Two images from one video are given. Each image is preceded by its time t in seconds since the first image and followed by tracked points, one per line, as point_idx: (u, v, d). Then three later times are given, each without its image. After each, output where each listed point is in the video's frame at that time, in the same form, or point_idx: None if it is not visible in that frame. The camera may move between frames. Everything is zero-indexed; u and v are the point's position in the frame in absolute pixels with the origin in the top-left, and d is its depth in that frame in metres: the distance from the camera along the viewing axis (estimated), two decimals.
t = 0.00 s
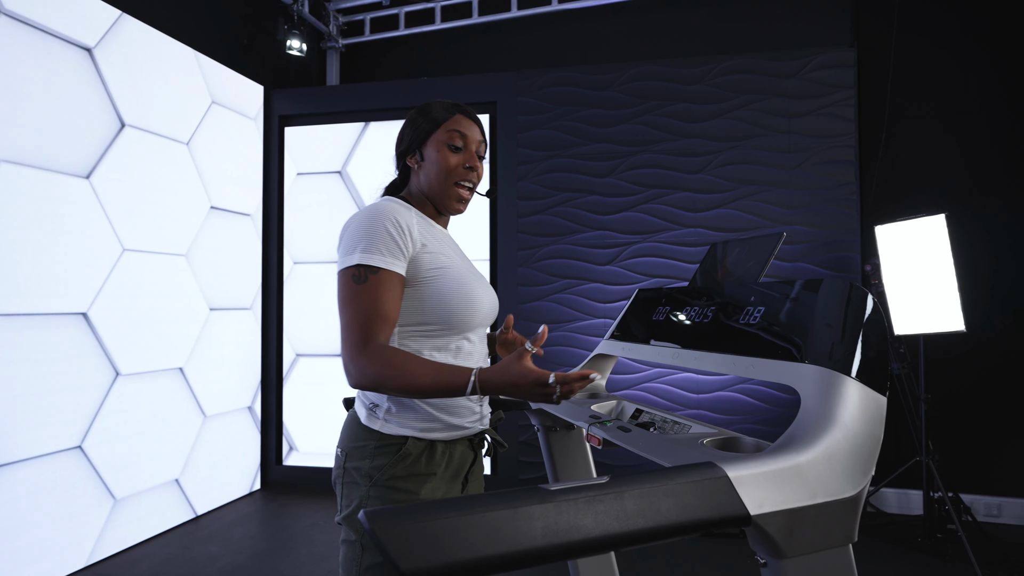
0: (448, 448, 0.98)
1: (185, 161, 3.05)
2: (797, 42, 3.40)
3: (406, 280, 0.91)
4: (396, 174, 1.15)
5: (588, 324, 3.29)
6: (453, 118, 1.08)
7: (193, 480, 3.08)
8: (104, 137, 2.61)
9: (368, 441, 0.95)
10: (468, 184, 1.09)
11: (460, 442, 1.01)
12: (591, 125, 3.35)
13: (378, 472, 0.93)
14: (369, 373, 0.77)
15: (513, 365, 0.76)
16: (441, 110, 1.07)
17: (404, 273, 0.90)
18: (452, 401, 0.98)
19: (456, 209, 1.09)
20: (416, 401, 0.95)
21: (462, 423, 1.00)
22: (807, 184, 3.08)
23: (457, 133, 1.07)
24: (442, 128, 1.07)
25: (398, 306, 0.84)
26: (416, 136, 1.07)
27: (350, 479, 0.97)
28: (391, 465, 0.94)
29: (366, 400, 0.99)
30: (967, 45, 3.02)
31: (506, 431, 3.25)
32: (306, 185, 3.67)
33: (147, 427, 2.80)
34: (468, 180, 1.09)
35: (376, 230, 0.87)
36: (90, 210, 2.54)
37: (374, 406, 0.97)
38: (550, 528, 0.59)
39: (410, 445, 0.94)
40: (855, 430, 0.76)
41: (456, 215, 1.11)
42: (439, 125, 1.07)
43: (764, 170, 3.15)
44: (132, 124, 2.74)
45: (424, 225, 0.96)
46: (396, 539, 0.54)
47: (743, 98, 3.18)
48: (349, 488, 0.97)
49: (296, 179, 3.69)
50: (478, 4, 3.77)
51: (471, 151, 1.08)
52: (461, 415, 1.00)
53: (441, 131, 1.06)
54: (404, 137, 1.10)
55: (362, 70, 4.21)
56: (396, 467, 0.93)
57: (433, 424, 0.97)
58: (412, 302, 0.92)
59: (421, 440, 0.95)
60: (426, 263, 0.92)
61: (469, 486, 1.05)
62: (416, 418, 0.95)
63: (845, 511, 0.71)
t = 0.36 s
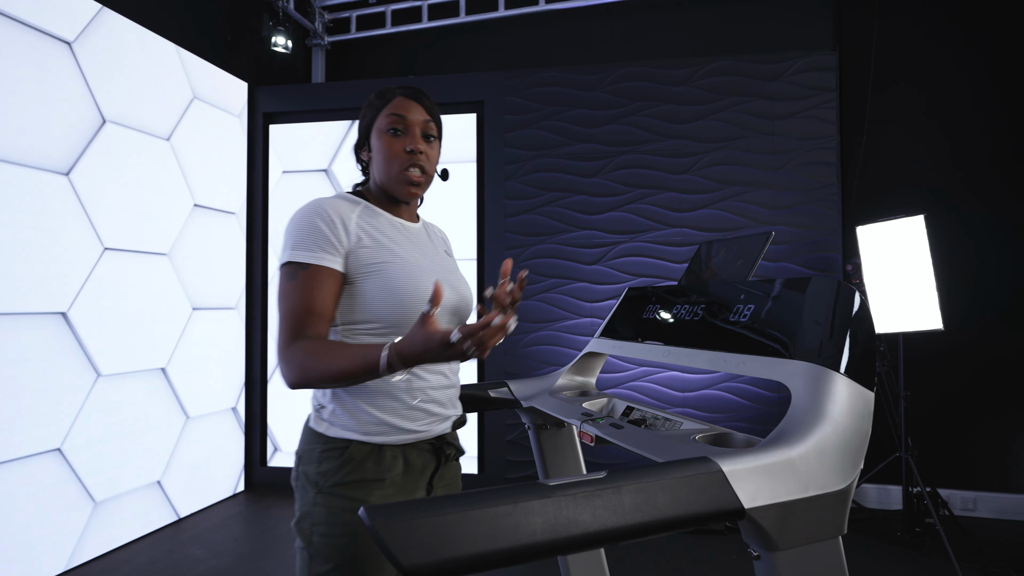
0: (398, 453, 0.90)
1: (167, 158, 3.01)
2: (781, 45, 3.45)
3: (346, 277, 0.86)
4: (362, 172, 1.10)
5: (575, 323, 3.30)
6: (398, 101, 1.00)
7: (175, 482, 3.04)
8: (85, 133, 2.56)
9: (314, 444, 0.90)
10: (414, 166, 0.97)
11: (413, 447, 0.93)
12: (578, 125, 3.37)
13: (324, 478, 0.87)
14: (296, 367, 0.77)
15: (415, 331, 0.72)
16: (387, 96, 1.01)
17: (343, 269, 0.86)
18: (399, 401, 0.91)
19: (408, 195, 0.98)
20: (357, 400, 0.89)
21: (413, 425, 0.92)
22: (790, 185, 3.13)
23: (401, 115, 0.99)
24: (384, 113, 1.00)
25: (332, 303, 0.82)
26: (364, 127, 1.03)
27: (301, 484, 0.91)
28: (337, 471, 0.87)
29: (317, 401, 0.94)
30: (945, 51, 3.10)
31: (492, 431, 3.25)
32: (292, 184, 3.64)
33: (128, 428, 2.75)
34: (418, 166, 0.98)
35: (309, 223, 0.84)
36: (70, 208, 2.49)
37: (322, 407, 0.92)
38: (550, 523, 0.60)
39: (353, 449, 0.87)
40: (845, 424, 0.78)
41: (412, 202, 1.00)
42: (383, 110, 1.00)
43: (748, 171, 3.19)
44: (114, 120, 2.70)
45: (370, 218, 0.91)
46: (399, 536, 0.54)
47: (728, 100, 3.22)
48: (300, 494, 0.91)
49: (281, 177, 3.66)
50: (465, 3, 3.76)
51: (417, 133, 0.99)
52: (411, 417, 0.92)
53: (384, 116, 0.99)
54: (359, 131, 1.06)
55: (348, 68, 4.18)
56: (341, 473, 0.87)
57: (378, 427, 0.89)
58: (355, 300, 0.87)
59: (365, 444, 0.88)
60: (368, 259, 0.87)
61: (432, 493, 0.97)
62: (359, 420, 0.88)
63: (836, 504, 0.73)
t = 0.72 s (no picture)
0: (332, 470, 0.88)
1: (151, 157, 2.97)
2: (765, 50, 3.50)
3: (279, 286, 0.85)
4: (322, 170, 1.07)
5: (562, 323, 3.32)
6: (363, 102, 0.97)
7: (159, 485, 3.00)
8: (67, 131, 2.52)
9: (251, 461, 0.90)
10: (375, 173, 0.95)
11: (350, 461, 0.90)
12: (566, 126, 3.39)
13: (258, 497, 0.87)
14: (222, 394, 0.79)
15: (336, 413, 0.70)
16: (352, 94, 0.98)
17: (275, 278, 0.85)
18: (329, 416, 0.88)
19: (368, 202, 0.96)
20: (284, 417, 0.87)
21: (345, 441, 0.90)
22: (774, 188, 3.18)
23: (364, 117, 0.96)
24: (348, 114, 0.97)
25: (262, 317, 0.83)
26: (326, 125, 0.99)
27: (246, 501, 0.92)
28: (271, 491, 0.87)
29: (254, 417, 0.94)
30: (923, 57, 3.18)
31: (479, 432, 3.26)
32: (279, 183, 3.62)
33: (111, 431, 2.71)
34: (380, 171, 0.95)
35: (241, 230, 0.83)
36: (50, 207, 2.44)
37: (257, 422, 0.92)
38: (549, 522, 0.61)
39: (284, 467, 0.86)
40: (833, 423, 0.80)
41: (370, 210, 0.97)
42: (347, 110, 0.97)
43: (733, 173, 3.23)
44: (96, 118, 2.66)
45: (312, 224, 0.89)
46: (403, 536, 0.55)
47: (715, 103, 3.26)
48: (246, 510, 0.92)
49: (268, 176, 3.64)
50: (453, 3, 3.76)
51: (380, 137, 0.96)
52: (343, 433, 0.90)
53: (348, 117, 0.96)
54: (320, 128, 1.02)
55: (335, 67, 4.16)
56: (274, 493, 0.87)
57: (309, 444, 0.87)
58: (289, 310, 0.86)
59: (295, 462, 0.87)
60: (302, 267, 0.85)
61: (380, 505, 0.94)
62: (287, 437, 0.87)
63: (826, 500, 0.75)
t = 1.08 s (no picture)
0: (343, 478, 0.92)
1: (140, 157, 2.94)
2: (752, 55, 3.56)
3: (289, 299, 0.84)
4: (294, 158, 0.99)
5: (553, 325, 3.35)
6: (385, 119, 0.98)
7: (147, 489, 2.97)
8: (56, 132, 2.50)
9: (253, 481, 0.89)
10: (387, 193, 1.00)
11: (357, 469, 0.95)
12: (557, 129, 3.41)
13: (267, 516, 0.88)
14: (239, 413, 0.76)
15: (419, 397, 0.86)
16: (371, 106, 0.98)
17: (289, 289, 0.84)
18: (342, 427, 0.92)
19: (369, 214, 1.01)
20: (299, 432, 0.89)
21: (355, 449, 0.94)
22: (761, 191, 3.23)
23: (387, 135, 0.98)
24: (371, 126, 0.96)
25: (280, 331, 0.79)
26: (336, 127, 0.94)
27: (241, 520, 0.91)
28: (280, 508, 0.88)
29: (249, 434, 0.92)
30: (905, 65, 3.25)
31: (470, 433, 3.27)
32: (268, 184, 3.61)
33: (98, 434, 2.68)
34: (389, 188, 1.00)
35: (250, 243, 0.80)
36: (37, 209, 2.42)
37: (257, 440, 0.91)
38: (555, 523, 0.62)
39: (300, 481, 0.88)
40: (824, 425, 0.83)
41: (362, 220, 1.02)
42: (369, 121, 0.96)
43: (722, 176, 3.27)
44: (85, 118, 2.64)
45: (316, 235, 0.89)
46: (414, 537, 0.56)
47: (703, 107, 3.30)
48: (241, 530, 0.91)
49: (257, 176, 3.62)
50: (444, 5, 3.77)
51: (397, 158, 1.00)
52: (353, 441, 0.95)
53: (372, 129, 0.96)
54: (317, 122, 0.95)
55: (324, 68, 4.14)
56: (286, 509, 0.88)
57: (325, 456, 0.91)
58: (299, 324, 0.86)
59: (311, 475, 0.89)
60: (314, 281, 0.86)
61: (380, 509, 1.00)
62: (302, 452, 0.89)
63: (817, 499, 0.77)
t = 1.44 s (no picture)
0: (372, 478, 0.98)
1: (132, 159, 2.93)
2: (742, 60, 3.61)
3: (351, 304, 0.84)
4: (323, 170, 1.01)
5: (546, 327, 3.37)
6: (413, 133, 1.00)
7: (139, 492, 2.96)
8: (49, 134, 2.49)
9: (287, 483, 0.91)
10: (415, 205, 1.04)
11: (380, 469, 1.00)
12: (550, 132, 3.44)
13: (305, 517, 0.91)
14: (376, 400, 0.71)
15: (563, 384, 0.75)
16: (401, 119, 0.99)
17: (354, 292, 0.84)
18: (376, 431, 0.96)
19: (397, 224, 1.05)
20: (338, 437, 0.92)
21: (382, 450, 0.99)
22: (751, 195, 3.28)
23: (415, 148, 1.00)
24: (401, 141, 0.98)
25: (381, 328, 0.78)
26: (369, 143, 0.95)
27: (271, 522, 0.93)
28: (317, 509, 0.91)
29: (284, 437, 0.93)
30: (890, 72, 3.32)
31: (464, 434, 3.29)
32: (260, 185, 3.60)
33: (89, 437, 2.66)
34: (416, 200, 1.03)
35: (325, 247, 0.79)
36: (28, 211, 2.40)
37: (293, 444, 0.92)
38: (564, 523, 0.65)
39: (335, 483, 0.92)
40: (817, 426, 0.86)
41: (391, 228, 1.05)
42: (400, 135, 0.98)
43: (712, 180, 3.32)
44: (78, 119, 2.63)
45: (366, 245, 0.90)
46: (430, 538, 0.58)
47: (694, 112, 3.35)
48: (272, 531, 0.93)
49: (249, 178, 3.61)
50: (437, 8, 3.79)
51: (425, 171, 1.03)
52: (381, 443, 0.99)
53: (402, 144, 0.98)
54: (348, 135, 0.96)
55: (317, 69, 4.14)
56: (323, 510, 0.91)
57: (359, 457, 0.95)
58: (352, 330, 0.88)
59: (346, 476, 0.93)
60: (370, 286, 0.87)
61: (394, 507, 1.06)
62: (340, 454, 0.93)
63: (811, 498, 0.81)
